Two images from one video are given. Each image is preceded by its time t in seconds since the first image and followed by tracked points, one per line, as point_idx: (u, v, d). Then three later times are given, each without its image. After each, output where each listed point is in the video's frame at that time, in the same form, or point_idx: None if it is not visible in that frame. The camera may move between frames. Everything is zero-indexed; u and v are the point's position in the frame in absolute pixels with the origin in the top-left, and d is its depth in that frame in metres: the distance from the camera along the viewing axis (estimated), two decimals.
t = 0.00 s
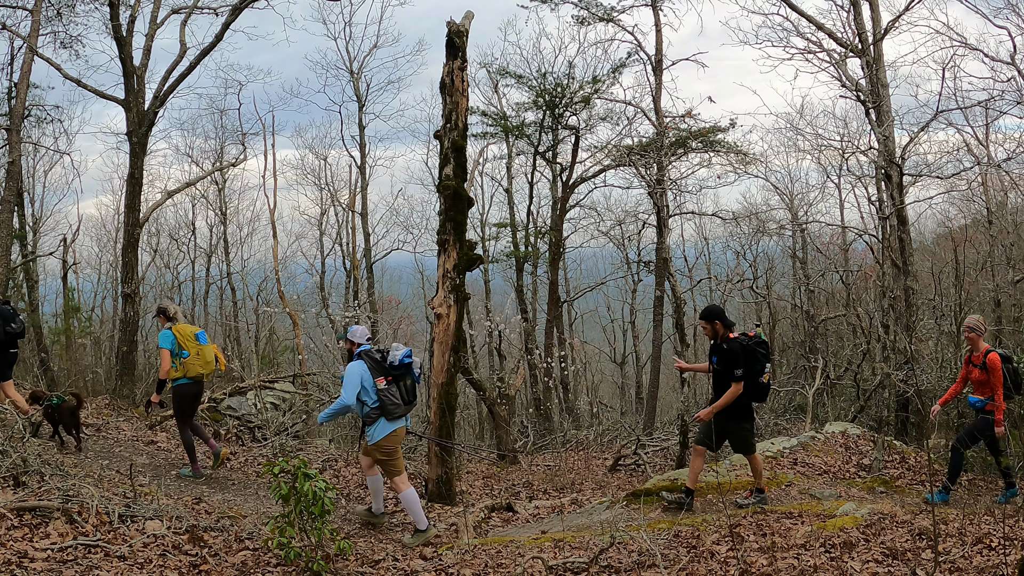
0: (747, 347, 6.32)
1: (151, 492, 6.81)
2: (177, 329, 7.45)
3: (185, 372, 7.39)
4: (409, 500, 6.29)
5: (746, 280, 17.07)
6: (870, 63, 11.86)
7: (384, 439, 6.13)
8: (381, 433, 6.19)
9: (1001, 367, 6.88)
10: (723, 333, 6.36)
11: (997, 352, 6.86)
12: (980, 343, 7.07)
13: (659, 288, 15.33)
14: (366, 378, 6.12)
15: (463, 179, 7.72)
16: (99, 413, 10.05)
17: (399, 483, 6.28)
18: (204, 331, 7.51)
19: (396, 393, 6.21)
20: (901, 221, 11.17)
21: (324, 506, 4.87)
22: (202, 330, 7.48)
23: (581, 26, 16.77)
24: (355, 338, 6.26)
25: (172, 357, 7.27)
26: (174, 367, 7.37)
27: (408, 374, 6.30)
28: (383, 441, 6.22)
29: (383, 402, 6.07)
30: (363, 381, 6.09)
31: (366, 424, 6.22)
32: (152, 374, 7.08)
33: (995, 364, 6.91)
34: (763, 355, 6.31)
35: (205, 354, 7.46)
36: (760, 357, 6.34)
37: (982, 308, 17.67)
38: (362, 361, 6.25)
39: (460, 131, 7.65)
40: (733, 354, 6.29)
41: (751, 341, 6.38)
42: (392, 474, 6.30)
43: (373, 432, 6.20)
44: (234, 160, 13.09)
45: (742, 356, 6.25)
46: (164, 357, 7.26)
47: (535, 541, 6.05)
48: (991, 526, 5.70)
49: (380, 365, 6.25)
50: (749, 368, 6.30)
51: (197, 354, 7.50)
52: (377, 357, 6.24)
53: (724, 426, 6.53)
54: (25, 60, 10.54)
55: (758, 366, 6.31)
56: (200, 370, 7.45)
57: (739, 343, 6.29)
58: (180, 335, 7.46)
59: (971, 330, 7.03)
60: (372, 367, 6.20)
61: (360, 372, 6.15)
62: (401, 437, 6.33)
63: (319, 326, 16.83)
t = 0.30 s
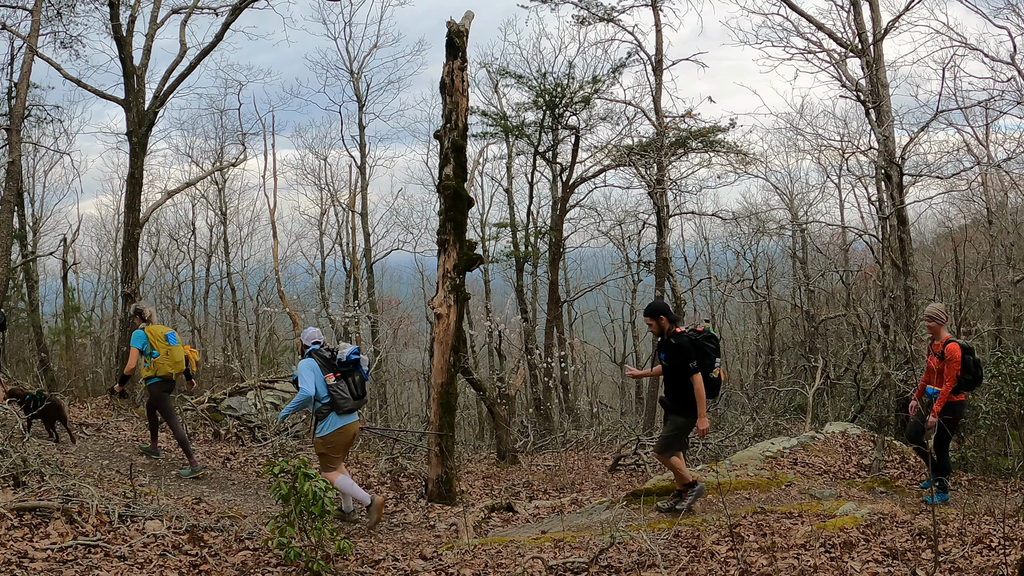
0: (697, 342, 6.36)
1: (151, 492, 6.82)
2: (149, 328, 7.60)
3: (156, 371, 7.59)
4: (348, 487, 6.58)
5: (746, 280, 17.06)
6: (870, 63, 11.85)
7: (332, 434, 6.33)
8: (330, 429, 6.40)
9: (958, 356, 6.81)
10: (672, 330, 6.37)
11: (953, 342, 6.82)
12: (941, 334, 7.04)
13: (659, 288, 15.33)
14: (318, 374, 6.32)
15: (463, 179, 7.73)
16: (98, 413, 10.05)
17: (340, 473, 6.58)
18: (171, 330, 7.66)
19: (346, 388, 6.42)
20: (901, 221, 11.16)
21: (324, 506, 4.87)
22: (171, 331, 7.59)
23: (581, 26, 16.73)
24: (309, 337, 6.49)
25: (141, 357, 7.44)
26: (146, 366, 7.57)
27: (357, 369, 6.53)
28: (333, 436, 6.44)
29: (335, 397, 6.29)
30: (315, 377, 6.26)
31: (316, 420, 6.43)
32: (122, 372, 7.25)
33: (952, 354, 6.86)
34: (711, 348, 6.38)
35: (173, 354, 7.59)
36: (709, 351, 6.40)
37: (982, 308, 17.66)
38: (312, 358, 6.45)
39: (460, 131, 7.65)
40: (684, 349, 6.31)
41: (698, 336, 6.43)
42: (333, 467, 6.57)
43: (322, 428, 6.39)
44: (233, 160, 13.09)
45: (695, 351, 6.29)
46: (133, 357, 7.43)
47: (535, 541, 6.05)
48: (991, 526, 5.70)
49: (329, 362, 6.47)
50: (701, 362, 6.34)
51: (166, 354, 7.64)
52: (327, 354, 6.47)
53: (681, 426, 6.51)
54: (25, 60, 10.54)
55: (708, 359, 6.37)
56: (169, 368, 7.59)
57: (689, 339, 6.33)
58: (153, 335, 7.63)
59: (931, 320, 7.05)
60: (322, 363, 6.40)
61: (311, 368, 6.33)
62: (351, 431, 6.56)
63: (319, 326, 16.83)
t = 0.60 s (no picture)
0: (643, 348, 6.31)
1: (151, 492, 6.82)
2: (124, 316, 8.21)
3: (129, 356, 8.19)
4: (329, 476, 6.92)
5: (746, 280, 17.06)
6: (870, 63, 11.85)
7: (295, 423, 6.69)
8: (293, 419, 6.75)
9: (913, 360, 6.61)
10: (618, 336, 6.29)
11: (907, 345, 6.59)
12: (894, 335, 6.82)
13: (659, 288, 15.33)
14: (272, 371, 6.58)
15: (463, 179, 7.73)
16: (98, 413, 10.05)
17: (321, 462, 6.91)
18: (144, 317, 8.25)
19: (302, 379, 6.73)
20: (901, 221, 11.17)
21: (325, 506, 4.87)
22: (144, 318, 8.19)
23: (581, 25, 16.71)
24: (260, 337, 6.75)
25: (117, 343, 8.04)
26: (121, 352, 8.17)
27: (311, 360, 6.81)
28: (297, 424, 6.79)
29: (291, 389, 6.57)
30: (270, 375, 6.52)
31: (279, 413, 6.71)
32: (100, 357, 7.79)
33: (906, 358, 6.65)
34: (661, 356, 6.34)
35: (146, 340, 8.23)
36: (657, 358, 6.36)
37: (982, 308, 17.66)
38: (266, 355, 6.71)
39: (460, 131, 7.65)
40: (630, 355, 6.22)
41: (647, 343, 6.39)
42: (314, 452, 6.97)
43: (285, 418, 6.73)
44: (233, 160, 13.08)
45: (642, 357, 6.22)
46: (110, 343, 8.04)
47: (535, 542, 6.05)
48: (991, 526, 5.69)
49: (283, 357, 6.74)
50: (648, 368, 6.27)
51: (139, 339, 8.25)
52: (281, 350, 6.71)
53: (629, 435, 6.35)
54: (25, 60, 10.53)
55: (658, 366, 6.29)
56: (142, 354, 8.23)
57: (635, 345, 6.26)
58: (126, 322, 8.23)
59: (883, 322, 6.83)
60: (277, 359, 6.67)
61: (266, 365, 6.59)
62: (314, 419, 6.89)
63: (319, 326, 16.84)
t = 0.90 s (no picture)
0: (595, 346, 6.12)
1: (151, 492, 6.82)
2: (102, 318, 8.19)
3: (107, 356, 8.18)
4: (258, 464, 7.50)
5: (746, 280, 17.06)
6: (870, 63, 11.85)
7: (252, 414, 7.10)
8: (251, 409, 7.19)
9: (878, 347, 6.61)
10: (568, 333, 6.12)
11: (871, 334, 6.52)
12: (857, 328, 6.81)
13: (659, 288, 15.34)
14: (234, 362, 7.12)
15: (463, 179, 7.74)
16: (98, 413, 10.05)
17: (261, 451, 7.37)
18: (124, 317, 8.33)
19: (262, 371, 7.25)
20: (901, 221, 11.18)
21: (324, 506, 4.86)
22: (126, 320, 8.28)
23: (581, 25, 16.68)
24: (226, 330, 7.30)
25: (99, 344, 8.02)
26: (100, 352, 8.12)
27: (271, 354, 7.33)
28: (254, 415, 7.21)
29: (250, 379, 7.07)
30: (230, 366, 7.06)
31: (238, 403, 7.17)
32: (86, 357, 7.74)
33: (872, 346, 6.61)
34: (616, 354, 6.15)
35: (125, 340, 8.29)
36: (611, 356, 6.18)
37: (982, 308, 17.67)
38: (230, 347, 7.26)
39: (460, 131, 7.65)
40: (579, 352, 6.03)
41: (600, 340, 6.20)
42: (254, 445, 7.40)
43: (243, 408, 7.18)
44: (233, 160, 13.07)
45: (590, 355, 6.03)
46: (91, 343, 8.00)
47: (535, 541, 6.05)
48: (991, 526, 5.69)
49: (245, 350, 7.26)
50: (595, 365, 6.07)
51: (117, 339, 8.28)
52: (242, 343, 7.25)
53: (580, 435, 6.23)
54: (25, 60, 10.53)
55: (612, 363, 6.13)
56: (121, 353, 8.26)
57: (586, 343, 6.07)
58: (103, 323, 8.20)
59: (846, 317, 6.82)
60: (238, 352, 7.22)
61: (229, 357, 7.15)
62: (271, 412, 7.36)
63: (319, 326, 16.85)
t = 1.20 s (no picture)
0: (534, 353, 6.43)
1: (151, 492, 6.82)
2: (73, 312, 8.55)
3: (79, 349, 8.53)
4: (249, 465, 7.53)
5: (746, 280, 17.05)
6: (870, 63, 11.85)
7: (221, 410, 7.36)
8: (219, 405, 7.42)
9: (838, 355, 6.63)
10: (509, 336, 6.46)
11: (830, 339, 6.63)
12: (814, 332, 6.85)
13: (659, 288, 15.35)
14: (200, 360, 7.28)
15: (463, 179, 7.74)
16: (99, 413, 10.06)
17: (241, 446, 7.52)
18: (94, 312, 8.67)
19: (228, 368, 7.42)
20: (901, 221, 11.18)
21: (324, 507, 4.86)
22: (95, 313, 8.62)
23: (581, 26, 16.66)
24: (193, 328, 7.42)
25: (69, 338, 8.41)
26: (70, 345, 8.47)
27: (237, 351, 7.47)
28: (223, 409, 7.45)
29: (216, 378, 7.25)
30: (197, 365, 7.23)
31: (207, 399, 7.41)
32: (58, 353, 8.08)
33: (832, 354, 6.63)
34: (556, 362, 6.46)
35: (95, 333, 8.66)
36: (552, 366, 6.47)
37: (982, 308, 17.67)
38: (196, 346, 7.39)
39: (460, 131, 7.65)
40: (518, 356, 6.36)
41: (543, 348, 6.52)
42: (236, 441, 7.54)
43: (212, 405, 7.42)
44: (233, 160, 13.07)
45: (527, 359, 6.35)
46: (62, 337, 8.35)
47: (535, 542, 6.05)
48: (992, 526, 5.69)
49: (212, 348, 7.40)
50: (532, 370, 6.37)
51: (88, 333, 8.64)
52: (209, 341, 7.38)
53: (513, 440, 6.48)
54: (25, 61, 10.54)
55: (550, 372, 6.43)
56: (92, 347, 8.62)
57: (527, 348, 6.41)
58: (74, 317, 8.57)
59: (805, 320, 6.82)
60: (205, 350, 7.36)
61: (195, 356, 7.30)
62: (238, 406, 7.59)
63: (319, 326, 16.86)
